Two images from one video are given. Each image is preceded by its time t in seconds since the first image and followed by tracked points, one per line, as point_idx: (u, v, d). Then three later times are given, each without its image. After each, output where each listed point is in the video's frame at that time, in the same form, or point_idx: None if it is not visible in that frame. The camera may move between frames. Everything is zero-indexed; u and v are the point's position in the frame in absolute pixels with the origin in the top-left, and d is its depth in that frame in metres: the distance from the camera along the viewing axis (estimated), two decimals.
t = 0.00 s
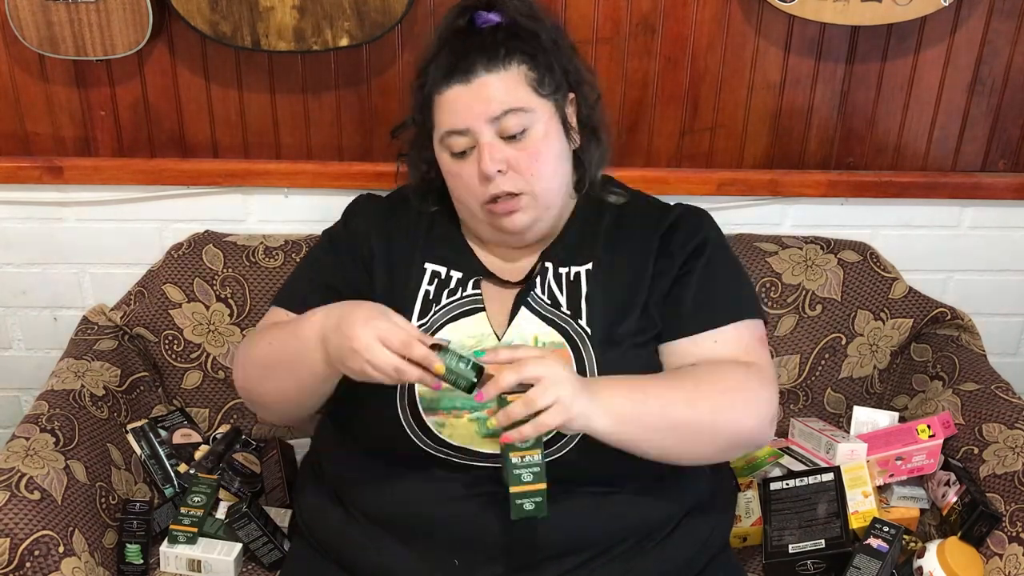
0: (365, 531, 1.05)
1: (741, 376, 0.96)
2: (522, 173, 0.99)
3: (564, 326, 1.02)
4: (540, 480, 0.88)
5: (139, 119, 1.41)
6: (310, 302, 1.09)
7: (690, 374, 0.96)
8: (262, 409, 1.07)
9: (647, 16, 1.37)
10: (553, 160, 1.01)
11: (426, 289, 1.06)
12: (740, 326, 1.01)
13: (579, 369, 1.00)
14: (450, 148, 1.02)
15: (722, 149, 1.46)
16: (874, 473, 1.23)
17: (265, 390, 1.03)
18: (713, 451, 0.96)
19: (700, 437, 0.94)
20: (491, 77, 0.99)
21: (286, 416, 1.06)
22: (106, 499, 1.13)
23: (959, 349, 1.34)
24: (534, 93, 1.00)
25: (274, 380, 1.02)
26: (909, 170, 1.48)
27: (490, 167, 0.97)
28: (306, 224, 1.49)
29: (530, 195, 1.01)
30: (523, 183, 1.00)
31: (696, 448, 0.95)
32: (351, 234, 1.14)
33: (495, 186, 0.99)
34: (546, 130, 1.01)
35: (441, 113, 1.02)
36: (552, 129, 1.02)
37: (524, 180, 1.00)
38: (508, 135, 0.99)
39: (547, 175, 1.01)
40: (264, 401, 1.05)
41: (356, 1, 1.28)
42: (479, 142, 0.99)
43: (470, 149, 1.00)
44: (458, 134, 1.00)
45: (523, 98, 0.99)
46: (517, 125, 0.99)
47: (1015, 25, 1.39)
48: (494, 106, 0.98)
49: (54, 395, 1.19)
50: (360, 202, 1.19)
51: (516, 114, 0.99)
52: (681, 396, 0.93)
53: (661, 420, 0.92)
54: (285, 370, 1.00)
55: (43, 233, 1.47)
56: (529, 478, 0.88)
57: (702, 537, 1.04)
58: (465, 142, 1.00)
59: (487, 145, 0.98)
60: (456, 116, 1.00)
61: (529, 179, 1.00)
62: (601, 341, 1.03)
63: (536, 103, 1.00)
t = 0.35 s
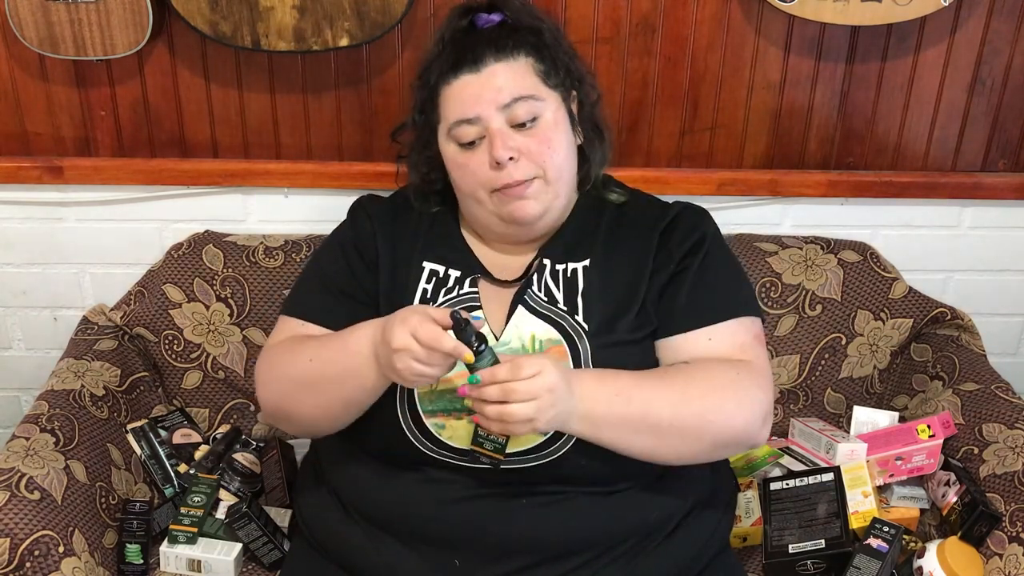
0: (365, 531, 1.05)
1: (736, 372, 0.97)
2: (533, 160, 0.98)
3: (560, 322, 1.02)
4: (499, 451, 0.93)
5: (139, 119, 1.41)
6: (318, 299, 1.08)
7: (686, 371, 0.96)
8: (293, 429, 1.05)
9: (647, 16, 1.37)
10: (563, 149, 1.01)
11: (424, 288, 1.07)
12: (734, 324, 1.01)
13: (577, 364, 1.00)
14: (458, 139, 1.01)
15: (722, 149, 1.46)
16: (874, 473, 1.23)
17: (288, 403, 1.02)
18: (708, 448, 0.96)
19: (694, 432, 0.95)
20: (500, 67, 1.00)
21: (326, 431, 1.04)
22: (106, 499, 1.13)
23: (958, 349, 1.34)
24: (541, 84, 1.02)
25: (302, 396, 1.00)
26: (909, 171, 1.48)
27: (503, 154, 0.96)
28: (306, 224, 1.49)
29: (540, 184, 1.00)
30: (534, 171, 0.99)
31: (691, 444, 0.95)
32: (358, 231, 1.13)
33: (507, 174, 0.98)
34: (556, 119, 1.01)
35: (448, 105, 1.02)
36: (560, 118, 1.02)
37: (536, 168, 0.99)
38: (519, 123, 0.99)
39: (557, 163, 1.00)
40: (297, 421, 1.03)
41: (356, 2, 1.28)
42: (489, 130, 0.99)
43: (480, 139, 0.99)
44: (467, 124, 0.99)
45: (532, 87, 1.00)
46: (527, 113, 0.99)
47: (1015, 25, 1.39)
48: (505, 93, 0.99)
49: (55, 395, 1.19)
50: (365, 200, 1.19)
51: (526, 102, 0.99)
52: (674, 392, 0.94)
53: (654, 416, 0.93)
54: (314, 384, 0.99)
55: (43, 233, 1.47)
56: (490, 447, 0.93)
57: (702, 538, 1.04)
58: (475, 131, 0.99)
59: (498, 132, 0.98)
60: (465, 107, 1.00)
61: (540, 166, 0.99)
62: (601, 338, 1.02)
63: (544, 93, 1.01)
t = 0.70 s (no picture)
0: (365, 531, 1.05)
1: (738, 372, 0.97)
2: (539, 160, 0.98)
3: (565, 322, 1.01)
4: (498, 430, 0.94)
5: (139, 119, 1.41)
6: (321, 297, 1.08)
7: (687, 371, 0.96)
8: (300, 427, 1.05)
9: (647, 16, 1.37)
10: (568, 149, 1.01)
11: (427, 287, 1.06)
12: (735, 328, 1.01)
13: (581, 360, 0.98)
14: (464, 140, 1.01)
15: (722, 149, 1.46)
16: (874, 473, 1.23)
17: (293, 402, 1.02)
18: (711, 450, 0.96)
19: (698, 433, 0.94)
20: (506, 67, 1.00)
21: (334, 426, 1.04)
22: (106, 499, 1.13)
23: (959, 349, 1.34)
24: (547, 84, 1.02)
25: (307, 394, 1.00)
26: (909, 170, 1.48)
27: (509, 154, 0.96)
28: (306, 224, 1.49)
29: (546, 183, 1.00)
30: (540, 171, 0.99)
31: (694, 445, 0.95)
32: (360, 228, 1.13)
33: (513, 174, 0.97)
34: (561, 119, 1.01)
35: (453, 106, 1.02)
36: (565, 118, 1.02)
37: (542, 168, 0.99)
38: (525, 124, 0.99)
39: (563, 163, 1.00)
40: (303, 418, 1.03)
41: (356, 1, 1.28)
42: (495, 131, 0.99)
43: (485, 140, 0.99)
44: (473, 125, 0.99)
45: (538, 87, 1.01)
46: (533, 114, 0.99)
47: (1016, 25, 1.39)
48: (511, 94, 0.99)
49: (54, 395, 1.18)
50: (366, 199, 1.19)
51: (531, 102, 0.99)
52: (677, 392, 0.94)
53: (658, 416, 0.93)
54: (318, 381, 0.99)
55: (43, 233, 1.47)
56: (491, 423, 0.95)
57: (702, 538, 1.04)
58: (481, 132, 0.99)
59: (503, 133, 0.98)
60: (471, 107, 1.00)
61: (546, 166, 0.99)
62: (603, 338, 1.02)
63: (549, 94, 1.01)
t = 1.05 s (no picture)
0: (365, 531, 1.05)
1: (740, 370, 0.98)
2: (548, 153, 0.98)
3: (565, 322, 1.02)
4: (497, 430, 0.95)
5: (139, 119, 1.41)
6: (321, 297, 1.08)
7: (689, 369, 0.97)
8: (306, 429, 1.05)
9: (647, 16, 1.37)
10: (576, 147, 1.02)
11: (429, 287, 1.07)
12: (736, 329, 1.01)
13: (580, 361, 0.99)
14: (472, 131, 1.01)
15: (722, 149, 1.46)
16: (874, 473, 1.23)
17: (298, 401, 1.02)
18: (713, 452, 0.96)
19: (701, 436, 0.95)
20: (517, 62, 1.01)
21: (340, 428, 1.04)
22: (106, 499, 1.13)
23: (958, 349, 1.34)
24: (556, 83, 1.03)
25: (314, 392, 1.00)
26: (908, 171, 1.48)
27: (520, 145, 0.96)
28: (307, 224, 1.49)
29: (555, 178, 0.99)
30: (550, 164, 0.98)
31: (696, 446, 0.95)
32: (360, 229, 1.14)
33: (522, 166, 0.97)
34: (569, 117, 1.02)
35: (462, 99, 1.02)
36: (572, 118, 1.03)
37: (551, 162, 0.98)
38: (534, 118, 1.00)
39: (571, 159, 1.00)
40: (309, 419, 1.03)
41: (356, 2, 1.28)
42: (505, 123, 0.99)
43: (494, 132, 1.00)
44: (483, 116, 1.00)
45: (548, 84, 1.02)
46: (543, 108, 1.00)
47: (1015, 25, 1.39)
48: (522, 87, 1.00)
49: (55, 395, 1.19)
50: (367, 200, 1.19)
51: (541, 97, 1.00)
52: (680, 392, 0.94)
53: (659, 416, 0.93)
54: (324, 379, 0.99)
55: (43, 233, 1.47)
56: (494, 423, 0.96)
57: (701, 537, 1.05)
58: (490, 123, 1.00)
59: (514, 125, 0.98)
60: (480, 98, 1.00)
61: (555, 160, 0.99)
62: (604, 339, 1.02)
63: (558, 92, 1.03)
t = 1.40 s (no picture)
0: (366, 531, 1.05)
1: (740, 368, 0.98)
2: (547, 161, 0.98)
3: (564, 324, 1.02)
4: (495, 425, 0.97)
5: (139, 119, 1.41)
6: (321, 298, 1.08)
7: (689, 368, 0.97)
8: (309, 433, 1.05)
9: (647, 16, 1.37)
10: (574, 154, 1.02)
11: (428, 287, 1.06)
12: (736, 331, 1.01)
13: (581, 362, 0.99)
14: (472, 136, 1.01)
15: (722, 149, 1.47)
16: (874, 473, 1.23)
17: (298, 406, 1.02)
18: (714, 452, 0.96)
19: (701, 436, 0.94)
20: (519, 67, 1.01)
21: (342, 430, 1.04)
22: (106, 499, 1.13)
23: (958, 349, 1.34)
24: (557, 89, 1.04)
25: (313, 396, 1.00)
26: (908, 171, 1.48)
27: (520, 152, 0.96)
28: (307, 224, 1.49)
29: (553, 184, 1.00)
30: (549, 172, 0.99)
31: (696, 446, 0.95)
32: (360, 229, 1.14)
33: (521, 173, 0.97)
34: (569, 124, 1.02)
35: (463, 102, 1.02)
36: (571, 124, 1.03)
37: (550, 169, 0.99)
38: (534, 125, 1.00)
39: (570, 167, 1.01)
40: (311, 423, 1.03)
41: (356, 2, 1.28)
42: (506, 129, 0.99)
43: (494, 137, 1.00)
44: (483, 121, 1.00)
45: (549, 91, 1.02)
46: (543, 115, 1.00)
47: (1015, 25, 1.39)
48: (523, 93, 1.00)
49: (55, 395, 1.19)
50: (368, 200, 1.19)
51: (542, 103, 1.00)
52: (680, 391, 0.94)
53: (661, 418, 0.93)
54: (324, 382, 0.99)
55: (43, 233, 1.47)
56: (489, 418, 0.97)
57: (701, 537, 1.05)
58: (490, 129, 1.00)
59: (514, 131, 0.99)
60: (481, 103, 1.00)
61: (553, 167, 0.99)
62: (603, 339, 1.02)
63: (559, 98, 1.03)
